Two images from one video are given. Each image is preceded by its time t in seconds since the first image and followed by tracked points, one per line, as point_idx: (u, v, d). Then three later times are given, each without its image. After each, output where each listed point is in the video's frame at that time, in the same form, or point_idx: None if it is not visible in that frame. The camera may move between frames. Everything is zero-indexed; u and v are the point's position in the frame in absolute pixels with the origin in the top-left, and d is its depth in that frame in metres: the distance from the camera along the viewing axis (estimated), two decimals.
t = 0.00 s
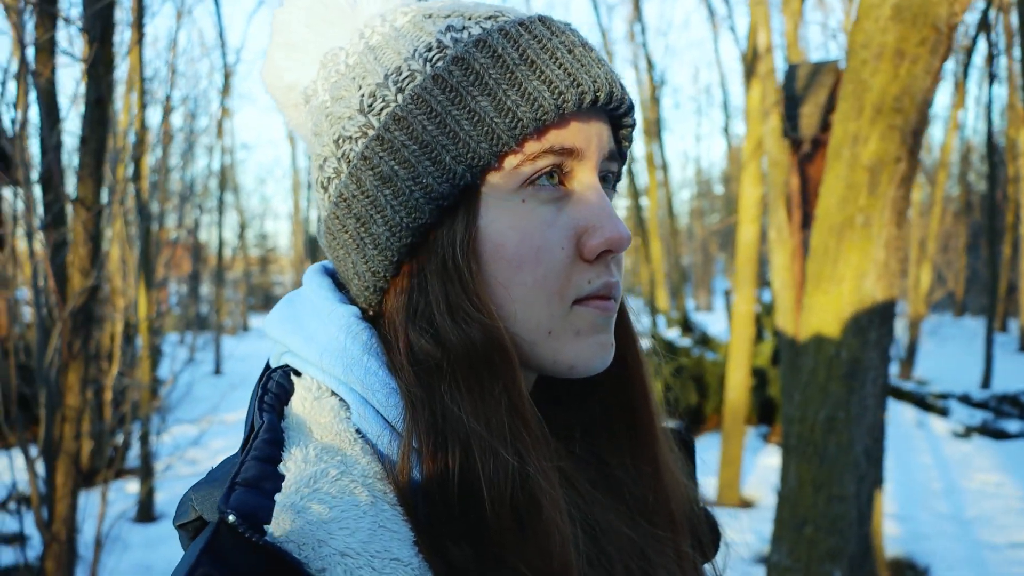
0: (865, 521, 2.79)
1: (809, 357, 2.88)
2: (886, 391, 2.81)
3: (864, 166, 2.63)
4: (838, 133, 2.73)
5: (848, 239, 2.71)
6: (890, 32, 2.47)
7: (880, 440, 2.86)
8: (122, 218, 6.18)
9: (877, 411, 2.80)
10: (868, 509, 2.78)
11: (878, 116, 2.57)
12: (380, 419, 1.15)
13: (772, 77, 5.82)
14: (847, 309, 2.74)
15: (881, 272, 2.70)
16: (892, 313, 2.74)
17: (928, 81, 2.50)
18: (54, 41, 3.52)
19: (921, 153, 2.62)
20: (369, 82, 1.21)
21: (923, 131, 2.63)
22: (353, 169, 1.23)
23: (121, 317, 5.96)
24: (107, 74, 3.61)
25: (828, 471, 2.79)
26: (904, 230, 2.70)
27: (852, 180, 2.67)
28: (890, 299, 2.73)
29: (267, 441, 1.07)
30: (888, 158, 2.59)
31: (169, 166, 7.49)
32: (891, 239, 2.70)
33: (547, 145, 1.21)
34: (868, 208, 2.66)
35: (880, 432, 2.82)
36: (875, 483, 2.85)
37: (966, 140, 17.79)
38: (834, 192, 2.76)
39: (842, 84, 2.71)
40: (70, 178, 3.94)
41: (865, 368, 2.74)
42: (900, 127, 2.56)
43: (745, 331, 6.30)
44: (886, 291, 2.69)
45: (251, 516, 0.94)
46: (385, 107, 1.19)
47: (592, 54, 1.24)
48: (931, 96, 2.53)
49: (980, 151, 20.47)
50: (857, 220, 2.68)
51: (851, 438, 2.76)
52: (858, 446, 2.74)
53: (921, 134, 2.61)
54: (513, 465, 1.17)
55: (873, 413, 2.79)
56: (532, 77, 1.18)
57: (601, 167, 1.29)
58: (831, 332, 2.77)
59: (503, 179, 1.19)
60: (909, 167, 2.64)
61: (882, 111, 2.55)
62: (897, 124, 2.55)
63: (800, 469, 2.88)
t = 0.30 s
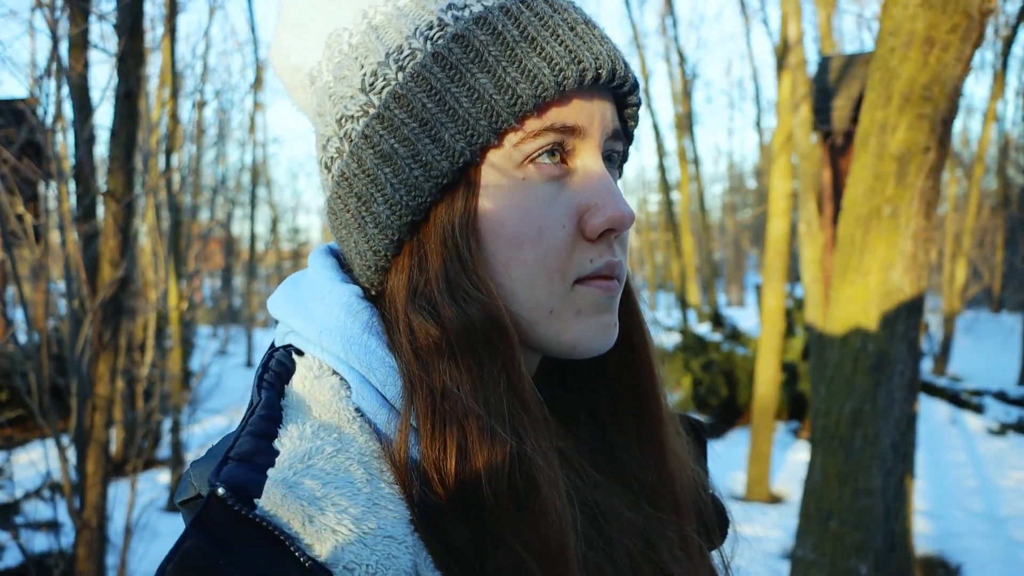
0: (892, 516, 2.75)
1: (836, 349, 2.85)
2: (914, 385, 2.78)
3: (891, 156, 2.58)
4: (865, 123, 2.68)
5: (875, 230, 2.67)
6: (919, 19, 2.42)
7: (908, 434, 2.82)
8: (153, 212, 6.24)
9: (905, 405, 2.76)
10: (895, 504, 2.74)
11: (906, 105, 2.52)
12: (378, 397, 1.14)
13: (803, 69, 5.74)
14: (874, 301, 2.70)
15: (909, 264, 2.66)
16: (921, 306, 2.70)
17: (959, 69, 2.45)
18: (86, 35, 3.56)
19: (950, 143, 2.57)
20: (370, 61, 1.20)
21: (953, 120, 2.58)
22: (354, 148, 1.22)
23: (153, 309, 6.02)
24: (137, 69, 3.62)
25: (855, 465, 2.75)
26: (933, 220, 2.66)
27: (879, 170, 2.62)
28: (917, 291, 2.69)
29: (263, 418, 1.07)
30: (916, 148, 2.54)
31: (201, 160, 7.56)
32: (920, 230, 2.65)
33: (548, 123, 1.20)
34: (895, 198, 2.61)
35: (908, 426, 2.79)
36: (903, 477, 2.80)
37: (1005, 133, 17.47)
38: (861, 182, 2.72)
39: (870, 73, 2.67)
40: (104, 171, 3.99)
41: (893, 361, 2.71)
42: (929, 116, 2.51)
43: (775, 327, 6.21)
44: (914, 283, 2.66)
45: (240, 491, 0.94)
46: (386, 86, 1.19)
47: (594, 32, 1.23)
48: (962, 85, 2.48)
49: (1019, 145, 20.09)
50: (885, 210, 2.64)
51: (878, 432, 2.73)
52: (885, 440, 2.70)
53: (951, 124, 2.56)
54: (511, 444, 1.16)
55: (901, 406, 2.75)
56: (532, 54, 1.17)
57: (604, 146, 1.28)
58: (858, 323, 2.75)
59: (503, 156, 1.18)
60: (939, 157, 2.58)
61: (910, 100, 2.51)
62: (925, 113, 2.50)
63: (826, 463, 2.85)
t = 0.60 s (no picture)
0: (921, 514, 2.68)
1: (862, 343, 2.81)
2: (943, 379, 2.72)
3: (920, 145, 2.53)
4: (893, 113, 2.62)
5: (903, 222, 2.62)
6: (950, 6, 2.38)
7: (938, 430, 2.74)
8: (185, 207, 6.31)
9: (935, 401, 2.69)
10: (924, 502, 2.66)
11: (935, 94, 2.47)
12: (368, 381, 1.14)
13: (836, 59, 5.66)
14: (902, 294, 2.65)
15: (937, 256, 2.61)
16: (950, 299, 2.65)
17: (991, 56, 2.40)
18: (117, 30, 3.60)
19: (981, 132, 2.51)
20: (362, 43, 1.18)
21: (984, 109, 2.52)
22: (345, 132, 1.21)
23: (184, 303, 6.07)
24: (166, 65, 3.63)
25: (883, 461, 2.68)
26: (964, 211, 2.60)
27: (907, 160, 2.57)
28: (946, 283, 2.64)
29: (249, 403, 1.07)
30: (946, 138, 2.48)
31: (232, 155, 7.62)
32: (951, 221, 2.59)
33: (540, 105, 1.18)
34: (924, 188, 2.55)
35: (937, 422, 2.72)
36: (932, 474, 2.72)
37: None
38: (888, 173, 2.67)
39: (899, 61, 2.62)
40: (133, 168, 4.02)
41: (921, 355, 2.65)
42: (959, 105, 2.46)
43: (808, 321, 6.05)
44: (943, 276, 2.61)
45: (219, 474, 0.94)
46: (377, 69, 1.17)
47: (587, 12, 1.21)
48: (994, 72, 2.43)
49: None
50: (913, 202, 2.58)
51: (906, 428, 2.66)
52: (913, 436, 2.63)
53: (982, 113, 2.50)
54: (501, 431, 1.15)
55: (931, 400, 2.68)
56: (523, 35, 1.16)
57: (601, 130, 1.26)
58: (885, 316, 2.71)
59: (494, 139, 1.17)
60: (969, 146, 2.53)
61: (940, 88, 2.45)
62: (955, 102, 2.45)
63: (853, 458, 2.79)
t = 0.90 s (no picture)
0: (956, 512, 2.61)
1: (895, 338, 2.77)
2: (978, 375, 2.66)
3: (956, 136, 2.46)
4: (929, 103, 2.56)
5: (938, 214, 2.56)
6: None
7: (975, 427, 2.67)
8: (221, 201, 6.37)
9: (971, 395, 2.63)
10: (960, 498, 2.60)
11: (972, 83, 2.41)
12: (361, 371, 1.13)
13: (875, 49, 5.55)
14: (936, 288, 2.60)
15: (974, 249, 2.54)
16: (986, 292, 2.59)
17: None
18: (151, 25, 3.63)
19: (1020, 122, 2.44)
20: (358, 34, 1.18)
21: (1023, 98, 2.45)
22: (340, 121, 1.21)
23: (220, 296, 6.13)
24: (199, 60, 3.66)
25: (917, 457, 2.63)
26: (1000, 202, 2.53)
27: (943, 152, 2.50)
28: (983, 277, 2.58)
29: (240, 393, 1.07)
30: (983, 128, 2.42)
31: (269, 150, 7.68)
32: (988, 213, 2.53)
33: (534, 92, 1.17)
34: (960, 180, 2.49)
35: (974, 417, 2.65)
36: (968, 471, 2.65)
37: None
38: (923, 164, 2.60)
39: (935, 50, 2.56)
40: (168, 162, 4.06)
41: (956, 351, 2.59)
42: (997, 94, 2.39)
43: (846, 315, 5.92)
44: (979, 269, 2.55)
45: (202, 465, 0.93)
46: (370, 58, 1.17)
47: None
48: None
49: None
50: (948, 193, 2.52)
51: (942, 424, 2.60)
52: (949, 432, 2.57)
53: (1021, 102, 2.43)
54: (494, 421, 1.15)
55: (966, 396, 2.62)
56: (515, 21, 1.15)
57: (599, 118, 1.25)
58: (919, 311, 2.65)
59: (487, 127, 1.17)
60: (1008, 136, 2.45)
61: (977, 78, 2.40)
62: (993, 91, 2.39)
63: (886, 454, 2.72)
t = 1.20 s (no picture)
0: (1004, 512, 2.50)
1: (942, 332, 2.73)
2: None
3: (1004, 124, 2.40)
4: (977, 90, 2.52)
5: (985, 205, 2.49)
6: None
7: None
8: (269, 195, 6.47)
9: None
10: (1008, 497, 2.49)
11: (1020, 70, 2.36)
12: (369, 356, 1.16)
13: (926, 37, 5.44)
14: (983, 280, 2.54)
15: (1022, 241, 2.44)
16: None
17: None
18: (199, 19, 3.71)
19: None
20: (368, 23, 1.22)
21: None
22: (351, 110, 1.26)
23: (266, 289, 6.21)
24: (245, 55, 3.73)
25: (962, 454, 2.54)
26: None
27: (991, 141, 2.45)
28: None
29: (248, 378, 1.09)
30: None
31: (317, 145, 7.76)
32: None
33: (539, 78, 1.20)
34: (1008, 169, 2.41)
35: None
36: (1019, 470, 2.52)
37: None
38: (970, 153, 2.56)
39: (982, 38, 2.53)
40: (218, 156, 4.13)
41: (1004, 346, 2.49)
42: None
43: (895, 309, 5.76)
44: None
45: (202, 448, 0.95)
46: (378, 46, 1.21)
47: None
48: None
49: None
50: (996, 183, 2.44)
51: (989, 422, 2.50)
52: (996, 429, 2.47)
53: None
54: (498, 407, 1.17)
55: (1016, 394, 2.48)
56: (518, 8, 1.17)
57: (609, 104, 1.28)
58: (965, 305, 2.61)
59: (492, 114, 1.21)
60: None
61: None
62: None
63: (929, 451, 2.66)
